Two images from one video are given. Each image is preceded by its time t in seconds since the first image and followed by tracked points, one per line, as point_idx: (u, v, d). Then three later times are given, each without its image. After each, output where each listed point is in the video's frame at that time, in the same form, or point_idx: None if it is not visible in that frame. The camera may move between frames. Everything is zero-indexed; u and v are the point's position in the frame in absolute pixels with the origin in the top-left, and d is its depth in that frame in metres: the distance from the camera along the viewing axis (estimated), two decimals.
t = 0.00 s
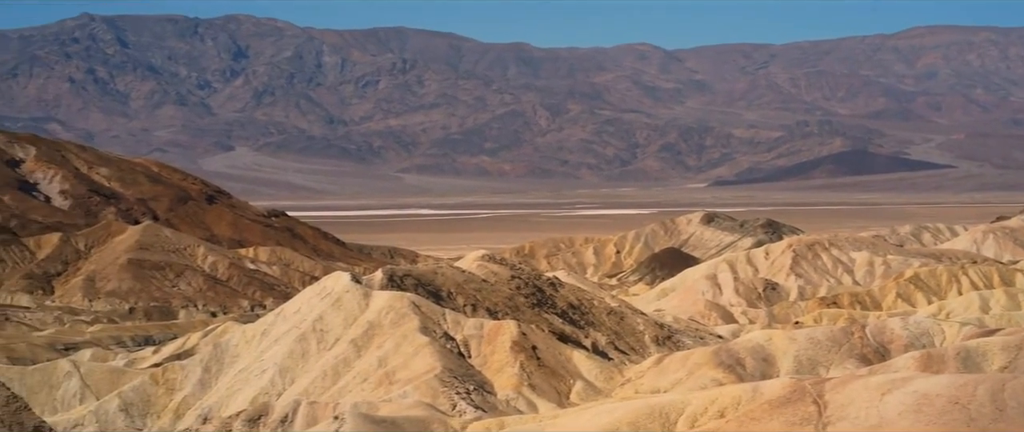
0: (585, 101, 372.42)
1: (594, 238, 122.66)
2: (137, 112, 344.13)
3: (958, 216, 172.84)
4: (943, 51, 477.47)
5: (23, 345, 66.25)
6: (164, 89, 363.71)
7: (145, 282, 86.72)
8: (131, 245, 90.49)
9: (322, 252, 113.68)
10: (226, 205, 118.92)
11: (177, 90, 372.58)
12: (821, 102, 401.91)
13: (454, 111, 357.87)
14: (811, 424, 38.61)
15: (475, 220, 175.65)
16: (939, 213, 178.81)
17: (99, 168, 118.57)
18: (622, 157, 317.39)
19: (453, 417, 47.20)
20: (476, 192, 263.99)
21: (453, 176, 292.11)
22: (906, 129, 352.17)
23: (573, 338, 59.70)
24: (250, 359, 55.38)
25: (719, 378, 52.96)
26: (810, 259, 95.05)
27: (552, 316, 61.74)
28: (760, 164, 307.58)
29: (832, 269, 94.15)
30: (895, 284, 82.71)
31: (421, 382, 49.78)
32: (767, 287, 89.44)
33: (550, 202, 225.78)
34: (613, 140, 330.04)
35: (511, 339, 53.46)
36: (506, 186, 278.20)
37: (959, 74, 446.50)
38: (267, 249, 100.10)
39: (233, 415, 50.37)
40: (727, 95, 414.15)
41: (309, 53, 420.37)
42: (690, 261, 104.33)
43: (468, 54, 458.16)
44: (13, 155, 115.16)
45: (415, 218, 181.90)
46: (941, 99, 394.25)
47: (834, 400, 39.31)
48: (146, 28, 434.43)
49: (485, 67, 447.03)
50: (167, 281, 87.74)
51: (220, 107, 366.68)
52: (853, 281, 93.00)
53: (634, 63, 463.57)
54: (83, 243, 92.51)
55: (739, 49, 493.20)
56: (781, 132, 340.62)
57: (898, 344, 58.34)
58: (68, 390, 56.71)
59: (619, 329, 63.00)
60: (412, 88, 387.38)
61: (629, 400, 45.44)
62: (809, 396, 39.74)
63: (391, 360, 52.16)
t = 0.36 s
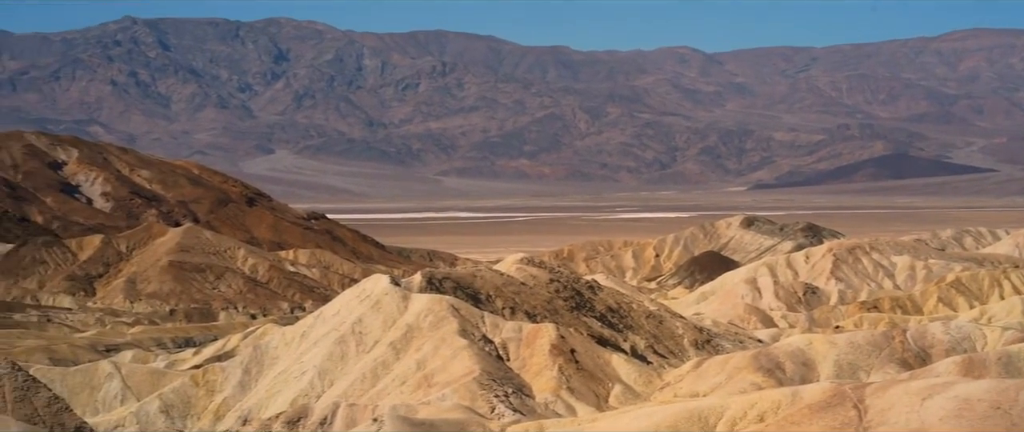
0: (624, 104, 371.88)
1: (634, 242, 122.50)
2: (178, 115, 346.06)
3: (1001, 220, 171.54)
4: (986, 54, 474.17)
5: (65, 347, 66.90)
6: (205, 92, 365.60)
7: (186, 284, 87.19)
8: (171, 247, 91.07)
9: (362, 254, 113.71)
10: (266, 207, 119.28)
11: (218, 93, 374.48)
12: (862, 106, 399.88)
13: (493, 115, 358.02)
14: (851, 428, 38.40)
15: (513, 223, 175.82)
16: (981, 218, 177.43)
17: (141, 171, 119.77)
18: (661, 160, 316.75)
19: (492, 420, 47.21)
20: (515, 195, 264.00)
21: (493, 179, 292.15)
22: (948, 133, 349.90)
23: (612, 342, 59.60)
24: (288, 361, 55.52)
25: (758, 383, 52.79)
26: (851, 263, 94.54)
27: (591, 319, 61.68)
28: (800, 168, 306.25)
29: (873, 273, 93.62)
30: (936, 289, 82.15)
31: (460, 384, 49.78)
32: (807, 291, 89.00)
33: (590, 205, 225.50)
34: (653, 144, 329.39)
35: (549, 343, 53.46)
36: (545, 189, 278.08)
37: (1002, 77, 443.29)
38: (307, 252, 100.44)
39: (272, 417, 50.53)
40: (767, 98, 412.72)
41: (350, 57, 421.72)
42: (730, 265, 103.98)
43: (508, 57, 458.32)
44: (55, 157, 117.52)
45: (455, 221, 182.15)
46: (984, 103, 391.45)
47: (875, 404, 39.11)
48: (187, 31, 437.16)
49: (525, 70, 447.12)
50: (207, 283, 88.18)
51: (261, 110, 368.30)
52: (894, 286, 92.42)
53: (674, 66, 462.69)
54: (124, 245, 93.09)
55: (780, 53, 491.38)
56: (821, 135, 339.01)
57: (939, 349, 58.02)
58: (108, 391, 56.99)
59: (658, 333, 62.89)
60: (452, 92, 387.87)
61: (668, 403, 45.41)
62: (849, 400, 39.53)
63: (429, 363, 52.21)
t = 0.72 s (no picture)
0: (661, 107, 371.26)
1: (670, 244, 122.26)
2: (215, 117, 347.69)
3: None
4: None
5: (103, 348, 67.33)
6: (243, 95, 367.22)
7: (222, 286, 87.56)
8: (208, 249, 91.49)
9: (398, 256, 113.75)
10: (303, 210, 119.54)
11: (255, 95, 376.26)
12: (900, 108, 397.81)
13: (529, 117, 358.04)
14: None
15: (549, 226, 175.85)
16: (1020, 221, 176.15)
17: (179, 174, 120.39)
18: (697, 163, 315.96)
19: (527, 423, 47.21)
20: (551, 197, 263.78)
21: (528, 182, 292.00)
22: (987, 136, 347.70)
23: (648, 345, 59.50)
24: (325, 363, 55.62)
25: (795, 386, 52.53)
26: (888, 266, 93.97)
27: (627, 322, 61.58)
28: (838, 170, 304.82)
29: (911, 276, 93.10)
30: (975, 292, 81.62)
31: (495, 388, 49.80)
32: (845, 294, 88.56)
33: (626, 207, 225.22)
34: (689, 146, 328.61)
35: (585, 346, 53.39)
36: (581, 191, 277.82)
37: None
38: (343, 254, 100.60)
39: (308, 419, 50.63)
40: (804, 101, 411.16)
41: (386, 60, 422.65)
42: (766, 267, 103.61)
43: (545, 59, 458.24)
44: (93, 159, 118.51)
45: (491, 223, 182.21)
46: None
47: (913, 408, 39.00)
48: (225, 34, 439.53)
49: (561, 73, 446.93)
50: (244, 285, 88.52)
51: (298, 113, 369.69)
52: (932, 289, 91.93)
53: (711, 68, 461.51)
54: (162, 248, 93.63)
55: (817, 55, 489.46)
56: (859, 138, 337.39)
57: (977, 353, 57.69)
58: (146, 392, 57.31)
59: (694, 336, 62.73)
60: (488, 94, 388.06)
61: (703, 406, 45.36)
62: (886, 404, 39.44)
63: (465, 366, 52.18)
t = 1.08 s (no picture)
0: (700, 110, 370.46)
1: (709, 248, 121.92)
2: (256, 120, 349.28)
3: None
4: None
5: (143, 350, 67.77)
6: (283, 98, 368.69)
7: (261, 288, 87.94)
8: (247, 251, 91.85)
9: (437, 259, 113.85)
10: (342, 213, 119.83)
11: (295, 99, 377.80)
12: (941, 112, 395.35)
13: (568, 121, 357.88)
14: None
15: (588, 229, 175.87)
16: None
17: (219, 176, 120.96)
18: (737, 166, 315.01)
19: (565, 427, 47.29)
20: (590, 200, 263.48)
21: (567, 185, 291.73)
22: None
23: (686, 349, 59.38)
24: (363, 366, 55.71)
25: (834, 390, 52.25)
26: (929, 270, 93.30)
27: (665, 325, 61.47)
28: (878, 174, 303.12)
29: (952, 281, 92.45)
30: (1015, 296, 81.00)
31: (534, 391, 49.77)
32: (884, 299, 88.09)
33: (665, 210, 224.72)
34: (728, 149, 327.72)
35: (624, 349, 53.24)
36: (620, 194, 277.42)
37: None
38: (382, 257, 100.83)
39: (346, 422, 50.75)
40: (845, 104, 409.30)
41: (426, 63, 423.39)
42: (805, 271, 103.16)
43: (585, 62, 458.19)
44: (133, 162, 119.32)
45: (530, 226, 182.30)
46: None
47: (953, 412, 39.11)
48: (266, 37, 441.71)
49: (601, 75, 446.81)
50: (283, 288, 88.84)
51: (338, 116, 370.92)
52: (972, 294, 91.44)
53: (750, 71, 460.07)
54: (202, 250, 94.10)
55: (858, 59, 487.22)
56: (899, 142, 335.45)
57: (1018, 357, 57.37)
58: (184, 394, 57.63)
59: (733, 339, 62.56)
60: (527, 97, 388.03)
61: (741, 410, 45.41)
62: (926, 408, 39.54)
63: (503, 369, 52.16)
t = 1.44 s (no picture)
0: (751, 114, 369.14)
1: (761, 252, 121.49)
2: (307, 125, 350.91)
3: None
4: None
5: (196, 354, 68.23)
6: (334, 102, 370.08)
7: (313, 292, 88.35)
8: (299, 256, 92.31)
9: (488, 262, 113.85)
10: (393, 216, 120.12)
11: (346, 103, 379.16)
12: (995, 115, 391.98)
13: (619, 124, 357.41)
14: None
15: (639, 233, 175.41)
16: None
17: (271, 181, 121.63)
18: (788, 170, 313.71)
19: None
20: (640, 204, 262.98)
21: (618, 189, 291.26)
22: None
23: (738, 353, 59.18)
24: (414, 370, 55.86)
25: (887, 396, 51.95)
26: (983, 275, 92.48)
27: (716, 329, 61.30)
28: (931, 178, 300.81)
29: (1006, 286, 91.63)
30: None
31: (584, 395, 49.78)
32: (938, 303, 87.46)
33: (715, 215, 223.97)
34: (779, 153, 326.37)
35: (675, 353, 53.15)
36: (671, 198, 276.67)
37: None
38: (432, 260, 101.00)
39: (397, 426, 50.96)
40: (897, 107, 406.64)
41: (476, 67, 423.90)
42: (858, 275, 102.63)
43: (634, 66, 457.55)
44: (185, 167, 120.26)
45: (582, 231, 182.08)
46: None
47: (1007, 418, 39.63)
48: (317, 42, 443.60)
49: (651, 79, 446.08)
50: (334, 291, 89.21)
51: (389, 121, 372.01)
52: None
53: (801, 75, 457.63)
54: (254, 254, 94.61)
55: (910, 62, 483.86)
56: (952, 146, 332.80)
57: None
58: (237, 398, 58.09)
59: (785, 344, 62.26)
60: (578, 101, 387.67)
61: (793, 415, 45.73)
62: (980, 413, 40.11)
63: (554, 373, 52.22)
